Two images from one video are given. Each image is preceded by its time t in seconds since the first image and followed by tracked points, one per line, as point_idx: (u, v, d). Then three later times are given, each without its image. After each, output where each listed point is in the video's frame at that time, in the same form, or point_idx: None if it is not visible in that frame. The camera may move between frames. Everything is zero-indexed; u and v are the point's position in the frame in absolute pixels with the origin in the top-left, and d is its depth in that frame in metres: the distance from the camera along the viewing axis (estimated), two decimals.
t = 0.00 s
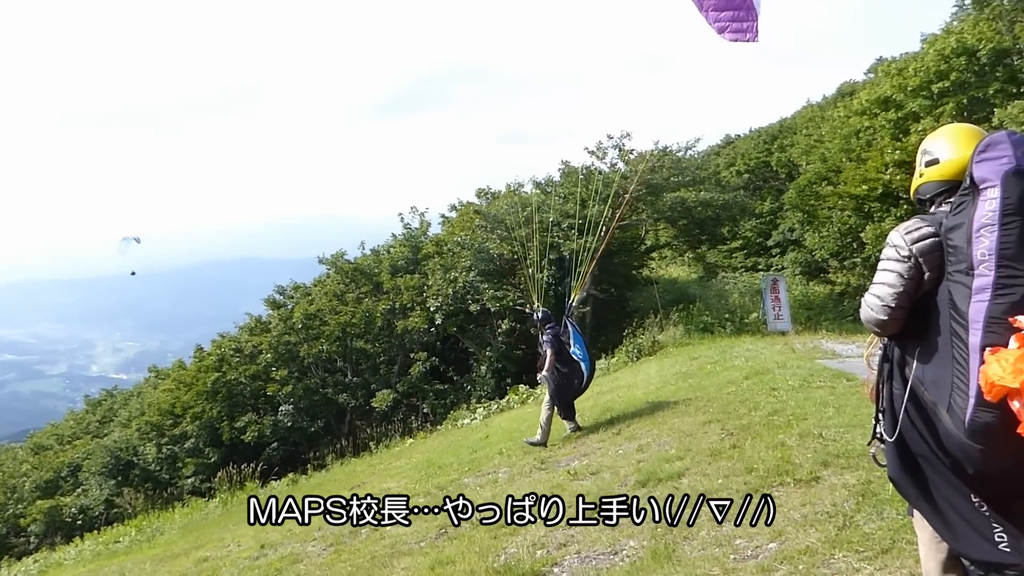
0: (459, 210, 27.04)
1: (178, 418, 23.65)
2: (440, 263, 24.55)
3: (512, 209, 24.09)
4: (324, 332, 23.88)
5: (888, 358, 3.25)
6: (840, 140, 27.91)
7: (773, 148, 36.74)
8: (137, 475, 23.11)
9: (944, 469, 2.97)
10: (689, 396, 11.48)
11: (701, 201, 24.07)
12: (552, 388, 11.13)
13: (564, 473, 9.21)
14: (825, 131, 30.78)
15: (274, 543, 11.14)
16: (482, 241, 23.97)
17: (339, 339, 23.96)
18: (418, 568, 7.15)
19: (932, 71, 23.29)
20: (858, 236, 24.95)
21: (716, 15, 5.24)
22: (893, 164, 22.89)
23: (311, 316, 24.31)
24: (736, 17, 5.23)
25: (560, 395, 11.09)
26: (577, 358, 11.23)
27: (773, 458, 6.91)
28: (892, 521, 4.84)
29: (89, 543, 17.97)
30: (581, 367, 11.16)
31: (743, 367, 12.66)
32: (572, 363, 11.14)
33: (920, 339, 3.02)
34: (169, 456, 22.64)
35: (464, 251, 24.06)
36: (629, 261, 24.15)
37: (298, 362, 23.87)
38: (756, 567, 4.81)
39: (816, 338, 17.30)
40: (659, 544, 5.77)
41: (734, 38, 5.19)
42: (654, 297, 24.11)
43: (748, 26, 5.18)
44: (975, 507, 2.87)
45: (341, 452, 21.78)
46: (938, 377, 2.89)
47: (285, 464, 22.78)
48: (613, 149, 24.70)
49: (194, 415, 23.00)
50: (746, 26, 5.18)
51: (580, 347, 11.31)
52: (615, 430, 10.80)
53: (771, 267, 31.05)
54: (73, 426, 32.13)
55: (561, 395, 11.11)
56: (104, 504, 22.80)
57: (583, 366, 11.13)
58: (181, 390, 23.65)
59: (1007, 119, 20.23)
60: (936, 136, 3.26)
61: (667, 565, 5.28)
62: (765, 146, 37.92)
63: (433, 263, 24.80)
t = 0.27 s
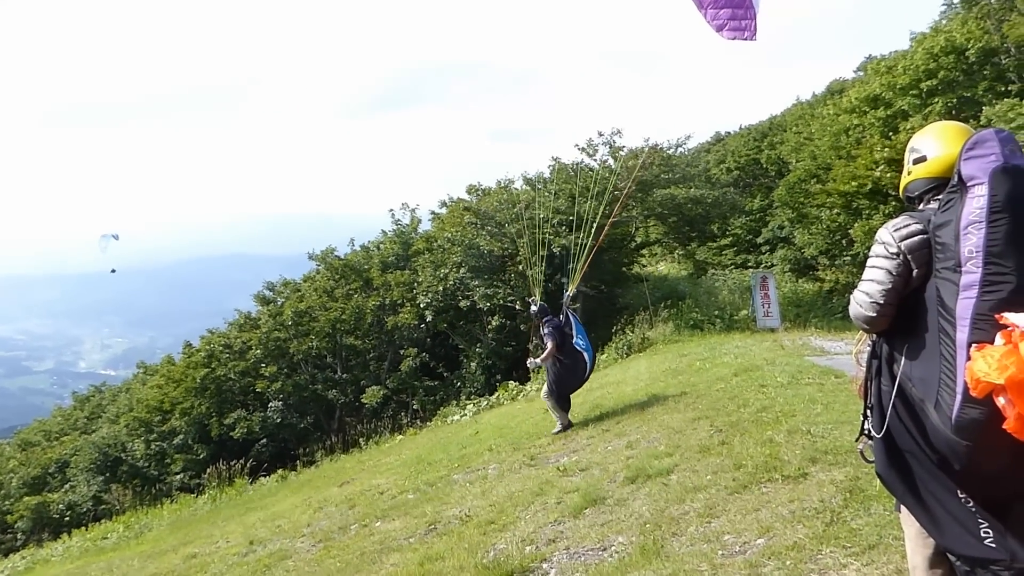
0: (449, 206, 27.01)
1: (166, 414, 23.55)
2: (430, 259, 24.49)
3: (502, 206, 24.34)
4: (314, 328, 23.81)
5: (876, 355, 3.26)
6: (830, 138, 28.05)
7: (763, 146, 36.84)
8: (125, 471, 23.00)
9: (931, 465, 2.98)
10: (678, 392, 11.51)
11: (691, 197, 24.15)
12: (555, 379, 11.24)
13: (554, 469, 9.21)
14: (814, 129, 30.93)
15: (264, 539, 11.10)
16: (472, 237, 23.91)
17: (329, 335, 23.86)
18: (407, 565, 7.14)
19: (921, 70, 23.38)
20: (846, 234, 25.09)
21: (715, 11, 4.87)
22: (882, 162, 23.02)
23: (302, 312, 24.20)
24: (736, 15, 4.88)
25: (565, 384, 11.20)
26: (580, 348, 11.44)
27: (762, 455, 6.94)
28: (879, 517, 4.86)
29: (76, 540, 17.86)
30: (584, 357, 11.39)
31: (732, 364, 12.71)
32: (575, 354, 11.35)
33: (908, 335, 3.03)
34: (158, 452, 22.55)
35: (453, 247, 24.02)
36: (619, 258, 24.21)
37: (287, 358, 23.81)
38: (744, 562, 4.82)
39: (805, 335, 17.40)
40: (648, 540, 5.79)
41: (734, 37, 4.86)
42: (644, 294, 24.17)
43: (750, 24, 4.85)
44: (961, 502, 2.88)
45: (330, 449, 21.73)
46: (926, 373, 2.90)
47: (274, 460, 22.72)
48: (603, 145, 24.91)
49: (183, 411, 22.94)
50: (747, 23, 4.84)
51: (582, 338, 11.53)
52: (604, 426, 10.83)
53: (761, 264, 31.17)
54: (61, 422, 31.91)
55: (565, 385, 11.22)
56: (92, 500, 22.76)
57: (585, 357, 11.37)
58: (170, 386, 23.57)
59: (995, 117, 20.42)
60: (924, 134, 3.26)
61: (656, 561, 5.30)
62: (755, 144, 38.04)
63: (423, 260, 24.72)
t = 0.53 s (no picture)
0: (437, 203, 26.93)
1: (152, 410, 23.36)
2: (418, 255, 24.34)
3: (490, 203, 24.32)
4: (301, 324, 23.70)
5: (863, 352, 3.27)
6: (817, 135, 28.20)
7: (750, 143, 37.03)
8: (110, 468, 22.81)
9: (915, 462, 3.00)
10: (666, 389, 11.54)
11: (679, 194, 24.25)
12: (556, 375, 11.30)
13: (542, 466, 9.22)
14: (802, 126, 31.07)
15: (250, 537, 11.04)
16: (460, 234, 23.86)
17: (316, 332, 23.72)
18: (394, 561, 7.13)
19: (908, 68, 23.47)
20: (833, 231, 25.23)
21: (714, 13, 5.27)
22: (868, 159, 23.20)
23: (289, 309, 24.11)
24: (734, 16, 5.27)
25: (568, 378, 11.25)
26: (574, 339, 11.44)
27: (749, 451, 6.96)
28: (866, 513, 4.89)
29: (61, 537, 17.72)
30: (579, 349, 11.38)
31: (720, 361, 12.76)
32: (570, 346, 11.39)
33: (896, 332, 3.04)
34: (144, 449, 22.42)
35: (441, 244, 23.91)
36: (606, 255, 24.23)
37: (274, 355, 23.72)
38: (731, 559, 4.84)
39: (793, 332, 17.46)
40: (636, 537, 5.80)
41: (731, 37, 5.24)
42: (632, 291, 24.13)
43: (748, 25, 5.23)
44: (946, 499, 2.90)
45: (317, 445, 21.66)
46: (912, 371, 2.91)
47: (261, 457, 22.62)
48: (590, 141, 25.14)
49: (169, 407, 22.67)
50: (745, 25, 5.22)
51: (575, 328, 11.53)
52: (592, 422, 10.83)
53: (748, 261, 31.31)
54: (46, 419, 31.60)
55: (567, 378, 11.27)
56: (77, 498, 22.51)
57: (581, 347, 11.40)
58: (156, 383, 23.37)
59: (980, 116, 20.64)
60: (911, 132, 3.28)
61: (644, 557, 5.31)
62: (742, 141, 38.22)
63: (411, 256, 24.60)
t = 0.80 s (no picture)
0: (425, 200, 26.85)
1: (137, 406, 23.17)
2: (406, 253, 24.20)
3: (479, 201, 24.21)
4: (288, 321, 23.59)
5: (849, 352, 3.28)
6: (804, 136, 28.35)
7: (738, 143, 37.22)
8: (94, 465, 22.64)
9: (901, 463, 3.01)
10: (652, 388, 11.56)
11: (668, 193, 24.39)
12: (551, 371, 11.42)
13: (528, 464, 9.21)
14: (789, 127, 31.24)
15: (235, 534, 10.98)
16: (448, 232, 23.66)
17: (303, 329, 23.60)
18: (380, 560, 7.10)
19: (894, 70, 23.64)
20: (819, 232, 25.40)
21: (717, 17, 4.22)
22: (854, 161, 23.41)
23: (275, 305, 23.98)
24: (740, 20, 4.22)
25: (563, 374, 11.37)
26: (563, 336, 11.37)
27: (735, 451, 6.98)
28: (850, 513, 4.91)
29: (43, 533, 17.55)
30: (570, 345, 11.34)
31: (706, 360, 12.81)
32: (561, 342, 11.36)
33: (882, 333, 3.05)
34: (128, 446, 22.27)
35: (428, 242, 23.78)
36: (594, 254, 24.25)
37: (260, 352, 23.62)
38: (716, 558, 4.85)
39: (779, 332, 17.56)
40: (621, 536, 5.81)
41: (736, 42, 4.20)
42: (619, 290, 24.16)
43: (755, 31, 4.17)
44: (932, 500, 2.91)
45: (302, 443, 21.58)
46: (898, 371, 2.92)
47: (247, 454, 22.53)
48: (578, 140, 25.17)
49: (154, 404, 22.47)
50: (752, 30, 4.16)
51: (564, 325, 11.40)
52: (579, 421, 10.84)
53: (735, 261, 31.47)
54: (28, 415, 31.28)
55: (564, 373, 11.38)
56: (59, 494, 22.37)
57: (573, 344, 11.33)
58: (140, 379, 23.19)
59: (966, 120, 20.85)
60: (899, 134, 3.28)
61: (630, 556, 5.32)
62: (730, 141, 38.40)
63: (398, 254, 24.47)
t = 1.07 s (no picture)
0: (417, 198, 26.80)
1: (127, 403, 23.05)
2: (398, 251, 24.14)
3: (472, 199, 24.12)
4: (280, 318, 23.52)
5: (840, 352, 3.28)
6: (796, 137, 28.44)
7: (731, 143, 37.34)
8: (83, 462, 22.52)
9: (891, 463, 3.01)
10: (644, 388, 11.58)
11: (660, 193, 24.52)
12: (545, 372, 11.59)
13: (520, 463, 9.22)
14: (781, 127, 31.35)
15: (225, 532, 10.93)
16: (440, 231, 23.55)
17: (295, 326, 23.54)
18: (371, 558, 7.09)
19: (887, 71, 23.73)
20: (811, 233, 25.51)
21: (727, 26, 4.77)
22: (845, 162, 23.56)
23: (267, 302, 23.91)
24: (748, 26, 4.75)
25: (557, 372, 11.63)
26: (552, 340, 11.40)
27: (726, 450, 7.00)
28: (841, 513, 4.92)
29: (33, 531, 17.45)
30: (559, 348, 11.44)
31: (698, 360, 12.85)
32: (550, 345, 11.43)
33: (872, 334, 3.06)
34: (118, 443, 22.19)
35: (421, 240, 23.73)
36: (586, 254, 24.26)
37: (252, 349, 23.56)
38: (707, 557, 4.86)
39: (771, 332, 17.62)
40: (613, 535, 5.81)
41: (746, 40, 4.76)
42: (611, 289, 24.19)
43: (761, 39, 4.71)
44: (921, 500, 2.92)
45: (294, 441, 21.54)
46: (889, 372, 2.93)
47: (237, 451, 22.48)
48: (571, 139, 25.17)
49: (144, 401, 22.36)
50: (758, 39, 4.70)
51: (551, 329, 11.37)
52: (570, 420, 10.86)
53: (727, 261, 31.57)
54: (17, 411, 31.09)
55: (557, 371, 11.62)
56: (49, 491, 22.24)
57: (563, 346, 11.43)
58: (130, 376, 23.06)
59: (956, 122, 20.96)
60: (890, 134, 3.29)
61: (621, 556, 5.32)
62: (723, 141, 38.52)
63: (390, 252, 24.39)
